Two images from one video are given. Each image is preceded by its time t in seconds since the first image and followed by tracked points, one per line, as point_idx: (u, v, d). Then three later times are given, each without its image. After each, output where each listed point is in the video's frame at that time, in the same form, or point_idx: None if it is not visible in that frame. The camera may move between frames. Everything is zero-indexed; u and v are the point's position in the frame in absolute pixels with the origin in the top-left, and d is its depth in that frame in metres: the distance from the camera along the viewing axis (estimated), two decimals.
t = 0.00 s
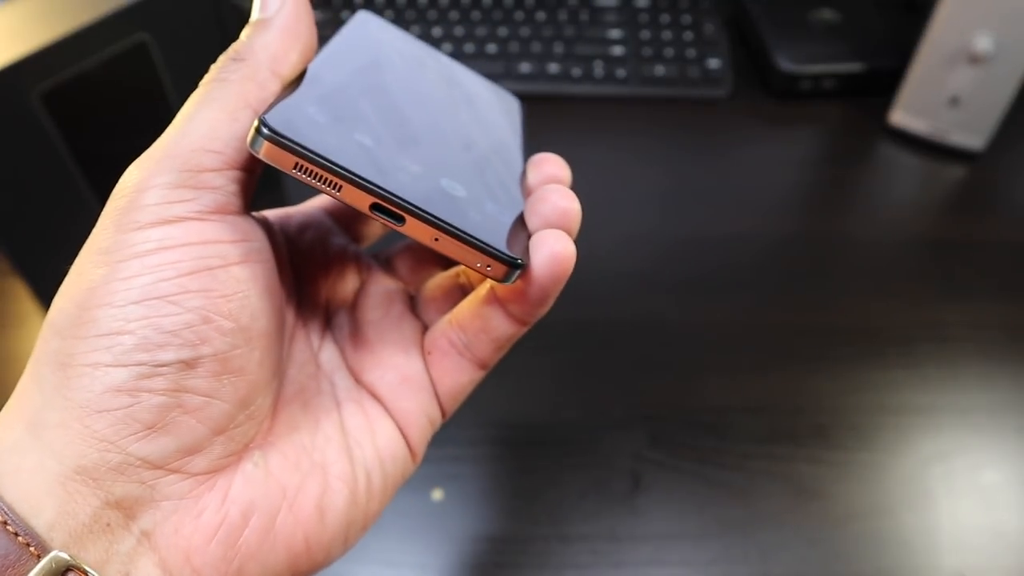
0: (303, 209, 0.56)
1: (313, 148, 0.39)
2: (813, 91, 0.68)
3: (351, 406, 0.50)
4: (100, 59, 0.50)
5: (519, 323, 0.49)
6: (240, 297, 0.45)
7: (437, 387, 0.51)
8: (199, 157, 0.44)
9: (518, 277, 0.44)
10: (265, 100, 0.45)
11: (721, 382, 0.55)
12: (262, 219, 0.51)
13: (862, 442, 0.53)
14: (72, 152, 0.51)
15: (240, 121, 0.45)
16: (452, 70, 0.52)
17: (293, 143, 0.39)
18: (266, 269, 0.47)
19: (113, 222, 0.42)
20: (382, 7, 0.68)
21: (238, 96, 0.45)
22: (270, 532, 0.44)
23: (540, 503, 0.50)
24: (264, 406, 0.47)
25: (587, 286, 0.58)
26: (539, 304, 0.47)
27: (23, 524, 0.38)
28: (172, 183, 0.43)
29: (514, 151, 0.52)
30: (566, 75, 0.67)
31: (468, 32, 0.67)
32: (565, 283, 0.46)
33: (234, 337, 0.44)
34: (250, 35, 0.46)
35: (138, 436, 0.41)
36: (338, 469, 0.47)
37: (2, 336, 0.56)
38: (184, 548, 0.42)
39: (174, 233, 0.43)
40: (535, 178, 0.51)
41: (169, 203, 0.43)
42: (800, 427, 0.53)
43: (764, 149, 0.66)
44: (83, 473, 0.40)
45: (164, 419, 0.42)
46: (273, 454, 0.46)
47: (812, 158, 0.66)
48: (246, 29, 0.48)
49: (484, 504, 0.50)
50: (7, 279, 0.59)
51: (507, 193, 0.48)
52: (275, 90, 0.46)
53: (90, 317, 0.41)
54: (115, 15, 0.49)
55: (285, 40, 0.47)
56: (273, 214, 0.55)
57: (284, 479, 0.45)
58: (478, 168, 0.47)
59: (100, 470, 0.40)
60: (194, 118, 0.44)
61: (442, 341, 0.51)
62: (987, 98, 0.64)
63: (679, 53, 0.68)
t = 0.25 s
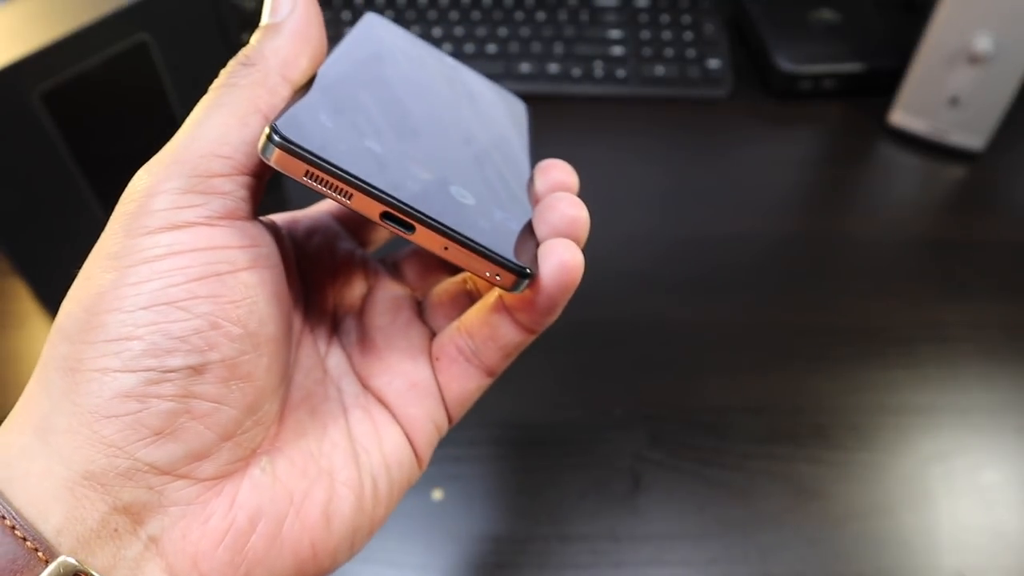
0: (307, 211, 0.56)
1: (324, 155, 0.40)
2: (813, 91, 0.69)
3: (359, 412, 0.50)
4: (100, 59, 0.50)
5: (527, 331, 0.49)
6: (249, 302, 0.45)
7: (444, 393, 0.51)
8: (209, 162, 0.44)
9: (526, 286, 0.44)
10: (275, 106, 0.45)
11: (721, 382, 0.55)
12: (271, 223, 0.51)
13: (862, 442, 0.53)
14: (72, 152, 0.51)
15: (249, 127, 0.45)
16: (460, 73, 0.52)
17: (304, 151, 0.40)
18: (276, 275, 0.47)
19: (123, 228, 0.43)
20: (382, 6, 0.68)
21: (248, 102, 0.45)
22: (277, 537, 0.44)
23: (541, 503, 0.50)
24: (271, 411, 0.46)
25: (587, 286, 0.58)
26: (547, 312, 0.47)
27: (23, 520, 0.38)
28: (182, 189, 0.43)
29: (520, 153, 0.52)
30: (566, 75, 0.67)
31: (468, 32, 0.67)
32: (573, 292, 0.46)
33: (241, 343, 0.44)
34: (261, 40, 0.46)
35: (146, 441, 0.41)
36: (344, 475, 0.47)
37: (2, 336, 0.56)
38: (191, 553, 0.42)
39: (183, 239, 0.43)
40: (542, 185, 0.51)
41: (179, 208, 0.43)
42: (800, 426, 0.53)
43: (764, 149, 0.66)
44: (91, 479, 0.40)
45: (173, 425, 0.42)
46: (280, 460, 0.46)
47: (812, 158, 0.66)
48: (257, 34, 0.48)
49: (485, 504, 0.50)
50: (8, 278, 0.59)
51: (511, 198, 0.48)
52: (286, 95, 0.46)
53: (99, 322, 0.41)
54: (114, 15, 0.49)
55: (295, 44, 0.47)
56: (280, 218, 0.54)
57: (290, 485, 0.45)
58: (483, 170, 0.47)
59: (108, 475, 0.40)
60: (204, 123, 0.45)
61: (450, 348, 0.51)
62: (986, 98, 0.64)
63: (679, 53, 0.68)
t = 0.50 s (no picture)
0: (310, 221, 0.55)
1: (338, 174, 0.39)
2: (813, 91, 0.69)
3: (361, 424, 0.50)
4: (100, 59, 0.50)
5: (532, 346, 0.49)
6: (253, 314, 0.44)
7: (449, 406, 0.51)
8: (216, 173, 0.43)
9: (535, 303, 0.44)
10: (286, 119, 0.45)
11: (721, 381, 0.55)
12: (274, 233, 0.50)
13: (862, 442, 0.53)
14: (73, 150, 0.51)
15: (259, 139, 0.44)
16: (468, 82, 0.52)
17: (317, 166, 0.39)
18: (281, 287, 0.47)
19: (128, 237, 0.42)
20: (382, 6, 0.68)
21: (258, 113, 0.44)
22: (276, 549, 0.44)
23: (541, 503, 0.50)
24: (274, 422, 0.46)
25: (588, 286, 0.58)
26: (555, 327, 0.46)
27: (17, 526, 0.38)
28: (188, 199, 0.43)
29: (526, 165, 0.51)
30: (566, 75, 0.67)
31: (468, 32, 0.67)
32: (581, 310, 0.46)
33: (245, 355, 0.44)
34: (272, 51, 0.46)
35: (147, 452, 0.41)
36: (345, 487, 0.47)
37: (2, 336, 0.56)
38: (189, 564, 0.41)
39: (188, 249, 0.43)
40: (547, 199, 0.51)
41: (184, 218, 0.43)
42: (800, 426, 0.53)
43: (763, 149, 0.66)
44: (89, 489, 0.39)
45: (175, 436, 0.41)
46: (281, 471, 0.45)
47: (812, 158, 0.66)
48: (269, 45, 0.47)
49: (485, 504, 0.50)
50: (8, 278, 0.59)
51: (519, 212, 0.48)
52: (296, 108, 0.45)
53: (102, 331, 0.41)
54: (114, 15, 0.49)
55: (307, 55, 0.46)
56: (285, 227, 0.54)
57: (291, 497, 0.45)
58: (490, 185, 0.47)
59: (108, 486, 0.40)
60: (213, 134, 0.44)
61: (454, 361, 0.51)
62: (986, 98, 0.64)
63: (679, 53, 0.68)
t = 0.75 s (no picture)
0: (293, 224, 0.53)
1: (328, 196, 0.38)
2: (813, 91, 0.69)
3: (358, 440, 0.49)
4: (100, 59, 0.50)
5: (533, 360, 0.48)
6: (241, 338, 0.42)
7: (449, 419, 0.50)
8: (198, 188, 0.41)
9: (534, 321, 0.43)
10: (271, 125, 0.44)
11: (721, 381, 0.55)
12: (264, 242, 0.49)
13: (862, 442, 0.53)
14: (73, 150, 0.51)
15: (244, 148, 0.43)
16: (468, 74, 0.51)
17: (305, 186, 0.37)
18: (270, 305, 0.44)
19: (108, 262, 0.41)
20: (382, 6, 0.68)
21: (242, 121, 0.43)
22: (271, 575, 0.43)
23: (541, 503, 0.50)
24: (264, 448, 0.44)
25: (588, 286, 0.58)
26: (555, 342, 0.46)
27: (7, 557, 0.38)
28: (168, 218, 0.41)
29: (524, 154, 0.51)
30: (566, 75, 0.67)
31: (468, 32, 0.67)
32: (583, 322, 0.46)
33: (233, 381, 0.42)
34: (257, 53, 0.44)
35: (134, 486, 0.40)
36: (342, 509, 0.46)
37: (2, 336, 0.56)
38: None
39: (170, 273, 0.41)
40: (552, 196, 0.51)
41: (165, 239, 0.41)
42: (800, 426, 0.53)
43: (763, 149, 0.66)
44: (77, 525, 0.39)
45: (162, 469, 0.40)
46: (275, 494, 0.44)
47: (812, 158, 0.66)
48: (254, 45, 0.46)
49: (485, 504, 0.50)
50: (8, 279, 0.59)
51: (514, 203, 0.47)
52: (282, 114, 0.44)
53: (82, 363, 0.40)
54: (114, 15, 0.49)
55: (292, 57, 0.45)
56: (276, 229, 0.52)
57: (286, 522, 0.44)
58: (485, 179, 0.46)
59: (94, 522, 0.39)
60: (196, 143, 0.42)
61: (454, 373, 0.50)
62: (986, 98, 0.64)
63: (679, 53, 0.68)
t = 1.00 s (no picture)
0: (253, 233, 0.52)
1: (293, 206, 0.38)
2: (813, 91, 0.69)
3: (338, 447, 0.49)
4: (100, 59, 0.50)
5: (512, 367, 0.48)
6: (210, 351, 0.42)
7: (431, 424, 0.50)
8: (165, 199, 0.42)
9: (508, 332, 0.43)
10: (241, 130, 0.44)
11: (721, 381, 0.55)
12: (242, 251, 0.49)
13: (862, 442, 0.53)
14: (72, 150, 0.51)
15: (212, 156, 0.43)
16: (456, 69, 0.51)
17: (268, 204, 0.37)
18: (240, 316, 0.44)
19: (77, 277, 0.41)
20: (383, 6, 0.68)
21: (211, 128, 0.44)
22: None
23: (540, 504, 0.50)
24: (239, 459, 0.45)
25: (587, 286, 0.58)
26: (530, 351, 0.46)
27: None
28: (136, 231, 0.41)
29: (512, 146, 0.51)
30: (566, 75, 0.67)
31: (468, 32, 0.67)
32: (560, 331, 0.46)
33: (203, 396, 0.42)
34: (227, 56, 0.45)
35: (105, 502, 0.40)
36: (321, 517, 0.46)
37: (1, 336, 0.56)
38: None
39: (136, 288, 0.41)
40: (540, 191, 0.51)
41: (132, 252, 0.41)
42: (800, 426, 0.53)
43: (764, 149, 0.66)
44: (48, 540, 0.40)
45: (131, 484, 0.40)
46: (252, 504, 0.45)
47: (812, 158, 0.66)
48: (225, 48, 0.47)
49: (485, 504, 0.50)
50: (7, 279, 0.59)
51: (495, 198, 0.48)
52: (252, 117, 0.45)
53: (51, 380, 0.40)
54: (115, 15, 0.49)
55: (263, 60, 0.46)
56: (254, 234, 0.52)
57: (263, 532, 0.44)
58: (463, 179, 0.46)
59: (66, 537, 0.40)
60: (165, 152, 0.43)
61: (437, 379, 0.50)
62: (986, 98, 0.64)
63: (679, 53, 0.68)
